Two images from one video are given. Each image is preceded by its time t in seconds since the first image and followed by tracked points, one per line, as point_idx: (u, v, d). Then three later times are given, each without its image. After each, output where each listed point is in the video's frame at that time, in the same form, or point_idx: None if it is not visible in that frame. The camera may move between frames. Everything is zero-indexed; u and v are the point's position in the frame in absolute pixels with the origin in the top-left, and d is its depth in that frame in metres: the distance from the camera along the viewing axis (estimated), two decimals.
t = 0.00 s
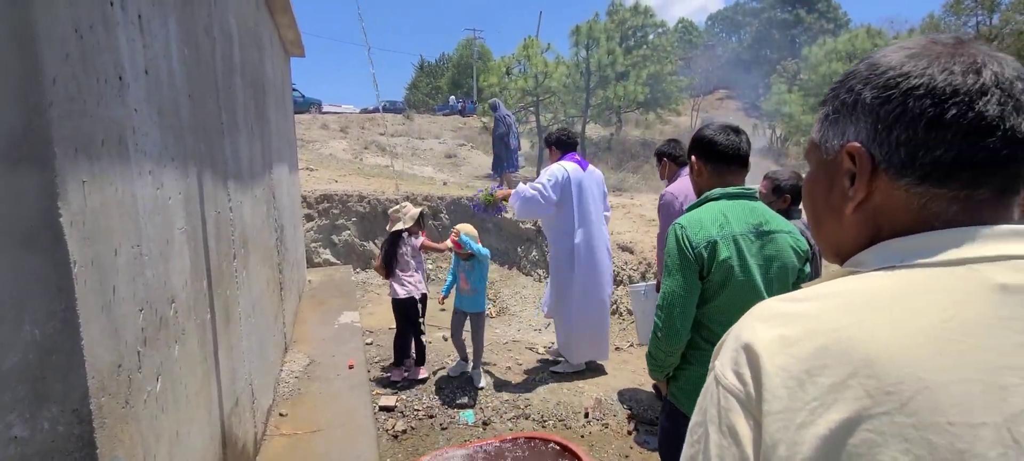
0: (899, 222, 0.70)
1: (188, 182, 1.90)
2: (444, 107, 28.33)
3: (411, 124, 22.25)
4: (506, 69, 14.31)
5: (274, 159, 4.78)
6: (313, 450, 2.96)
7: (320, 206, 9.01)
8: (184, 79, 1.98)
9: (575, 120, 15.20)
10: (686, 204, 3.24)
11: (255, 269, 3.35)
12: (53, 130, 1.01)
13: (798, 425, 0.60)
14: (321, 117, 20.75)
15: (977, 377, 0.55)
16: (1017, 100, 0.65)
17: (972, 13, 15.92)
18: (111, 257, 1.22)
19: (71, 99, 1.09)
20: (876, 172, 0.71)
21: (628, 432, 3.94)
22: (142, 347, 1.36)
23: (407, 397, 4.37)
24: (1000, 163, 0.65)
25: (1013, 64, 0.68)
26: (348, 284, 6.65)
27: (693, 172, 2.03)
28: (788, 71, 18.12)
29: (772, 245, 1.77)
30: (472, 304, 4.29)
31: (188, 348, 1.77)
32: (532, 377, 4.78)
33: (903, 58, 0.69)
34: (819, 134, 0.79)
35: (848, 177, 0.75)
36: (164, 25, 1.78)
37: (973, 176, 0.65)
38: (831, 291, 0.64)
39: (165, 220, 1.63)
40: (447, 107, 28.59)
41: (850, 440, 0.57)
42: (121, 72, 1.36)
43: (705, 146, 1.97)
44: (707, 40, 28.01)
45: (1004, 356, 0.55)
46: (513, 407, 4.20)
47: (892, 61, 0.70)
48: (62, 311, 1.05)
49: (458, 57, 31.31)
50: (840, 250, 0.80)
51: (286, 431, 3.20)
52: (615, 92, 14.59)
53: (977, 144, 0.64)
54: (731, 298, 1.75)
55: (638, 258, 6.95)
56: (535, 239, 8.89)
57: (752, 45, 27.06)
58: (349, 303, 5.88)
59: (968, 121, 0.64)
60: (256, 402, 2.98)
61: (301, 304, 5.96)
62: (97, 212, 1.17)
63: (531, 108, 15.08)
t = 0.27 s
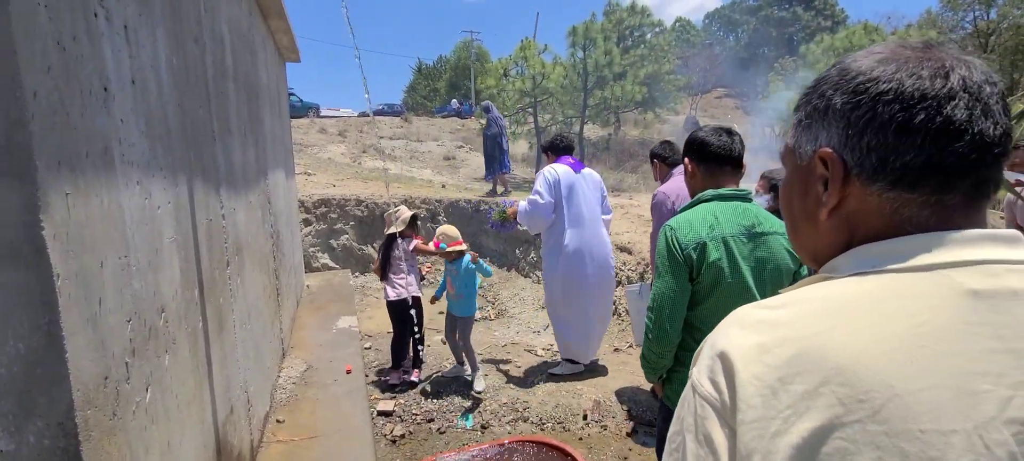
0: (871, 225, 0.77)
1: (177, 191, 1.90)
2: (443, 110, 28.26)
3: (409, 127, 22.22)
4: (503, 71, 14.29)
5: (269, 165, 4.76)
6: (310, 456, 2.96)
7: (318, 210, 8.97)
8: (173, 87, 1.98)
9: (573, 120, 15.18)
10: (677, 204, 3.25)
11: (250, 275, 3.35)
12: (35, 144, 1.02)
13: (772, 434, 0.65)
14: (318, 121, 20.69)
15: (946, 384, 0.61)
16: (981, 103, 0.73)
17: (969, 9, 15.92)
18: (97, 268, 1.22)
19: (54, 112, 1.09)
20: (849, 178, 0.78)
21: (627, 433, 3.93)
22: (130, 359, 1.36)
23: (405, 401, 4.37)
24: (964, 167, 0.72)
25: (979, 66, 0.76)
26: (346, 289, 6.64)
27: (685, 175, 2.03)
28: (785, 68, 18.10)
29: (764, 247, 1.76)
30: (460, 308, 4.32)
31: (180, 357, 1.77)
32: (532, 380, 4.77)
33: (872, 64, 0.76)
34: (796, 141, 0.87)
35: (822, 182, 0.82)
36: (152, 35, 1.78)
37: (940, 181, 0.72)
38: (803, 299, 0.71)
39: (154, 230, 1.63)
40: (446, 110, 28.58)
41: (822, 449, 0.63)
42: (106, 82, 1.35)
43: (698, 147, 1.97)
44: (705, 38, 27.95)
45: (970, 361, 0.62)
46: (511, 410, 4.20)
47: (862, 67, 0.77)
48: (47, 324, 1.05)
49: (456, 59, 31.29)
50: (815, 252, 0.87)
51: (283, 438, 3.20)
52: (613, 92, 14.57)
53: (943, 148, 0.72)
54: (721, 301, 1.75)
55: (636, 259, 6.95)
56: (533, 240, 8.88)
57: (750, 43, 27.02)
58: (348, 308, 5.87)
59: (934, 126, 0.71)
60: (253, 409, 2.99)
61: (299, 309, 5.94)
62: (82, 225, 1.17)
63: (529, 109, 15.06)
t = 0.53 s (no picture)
0: (862, 226, 0.78)
1: (170, 199, 1.89)
2: (440, 112, 28.23)
3: (407, 129, 22.19)
4: (500, 72, 14.29)
5: (265, 170, 4.74)
6: None
7: (316, 214, 8.92)
8: (165, 94, 1.97)
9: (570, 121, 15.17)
10: (671, 202, 3.24)
11: (247, 280, 3.33)
12: (20, 153, 1.00)
13: (765, 439, 0.66)
14: (315, 126, 20.66)
15: (941, 387, 0.63)
16: (971, 101, 0.74)
17: (964, 5, 15.96)
18: (86, 277, 1.21)
19: (39, 120, 1.08)
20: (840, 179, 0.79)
21: (627, 435, 3.92)
22: (122, 368, 1.34)
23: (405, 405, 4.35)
24: (954, 166, 0.73)
25: (969, 63, 0.77)
26: (345, 293, 6.61)
27: (682, 177, 2.03)
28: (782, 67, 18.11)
29: (762, 246, 1.75)
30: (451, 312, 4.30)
31: (175, 365, 1.76)
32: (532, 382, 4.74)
33: (861, 63, 0.77)
34: (787, 141, 0.88)
35: (813, 182, 0.83)
36: (142, 43, 1.77)
37: (931, 180, 0.73)
38: (796, 301, 0.73)
39: (145, 237, 1.62)
40: (445, 113, 28.57)
41: (816, 452, 0.65)
42: (94, 89, 1.34)
43: (692, 150, 1.97)
44: (701, 38, 27.97)
45: (965, 363, 0.63)
46: (511, 413, 4.18)
47: (851, 66, 0.78)
48: (35, 334, 1.03)
49: (453, 62, 31.28)
50: (807, 253, 0.89)
51: (281, 444, 3.18)
52: (610, 92, 14.55)
53: (933, 147, 0.72)
54: (719, 300, 1.74)
55: (635, 260, 6.95)
56: (532, 242, 8.86)
57: (747, 42, 27.06)
58: (346, 312, 5.85)
59: (924, 125, 0.72)
60: (251, 416, 2.97)
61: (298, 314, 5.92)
62: (71, 234, 1.16)
63: (526, 111, 15.05)
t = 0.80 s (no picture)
0: (856, 226, 0.79)
1: (168, 204, 1.88)
2: (439, 114, 28.24)
3: (406, 132, 22.18)
4: (499, 74, 14.32)
5: (264, 173, 4.73)
6: None
7: (315, 217, 8.83)
8: (163, 98, 1.96)
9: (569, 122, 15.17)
10: (663, 201, 3.22)
11: (246, 284, 3.32)
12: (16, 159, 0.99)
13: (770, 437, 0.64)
14: (313, 129, 20.66)
15: (941, 385, 0.63)
16: (963, 101, 0.75)
17: (961, 4, 16.00)
18: (84, 283, 1.20)
19: (36, 125, 1.07)
20: (833, 181, 0.80)
21: (629, 436, 3.90)
22: (121, 374, 1.34)
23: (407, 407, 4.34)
24: (947, 165, 0.74)
25: (961, 65, 0.78)
26: (345, 296, 6.60)
27: (681, 181, 2.04)
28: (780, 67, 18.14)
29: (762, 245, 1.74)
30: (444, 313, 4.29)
31: (175, 370, 1.75)
32: (533, 383, 4.73)
33: (853, 65, 0.79)
34: (783, 142, 0.89)
35: (808, 182, 0.84)
36: (139, 47, 1.76)
37: (923, 179, 0.74)
38: (795, 299, 0.72)
39: (144, 242, 1.61)
40: (444, 116, 28.53)
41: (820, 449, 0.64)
42: (92, 94, 1.33)
43: (688, 152, 1.98)
44: (699, 37, 27.99)
45: (965, 361, 0.64)
46: (512, 415, 4.17)
47: (844, 68, 0.79)
48: (33, 341, 1.02)
49: (451, 64, 31.30)
50: (801, 254, 0.90)
51: (282, 448, 3.17)
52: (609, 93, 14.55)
53: (925, 147, 0.73)
54: (720, 298, 1.73)
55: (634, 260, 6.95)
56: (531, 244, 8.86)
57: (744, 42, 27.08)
58: (346, 315, 5.84)
59: (915, 124, 0.73)
60: (251, 420, 2.97)
61: (297, 317, 5.90)
62: (69, 240, 1.16)
63: (525, 112, 15.06)
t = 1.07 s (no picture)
0: (842, 232, 0.80)
1: (167, 207, 1.88)
2: (437, 116, 28.23)
3: (404, 134, 22.18)
4: (496, 76, 14.39)
5: (262, 176, 4.73)
6: None
7: (314, 219, 8.82)
8: (161, 102, 1.96)
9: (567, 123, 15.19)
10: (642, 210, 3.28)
11: (245, 288, 3.32)
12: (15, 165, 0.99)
13: (766, 447, 0.65)
14: (312, 131, 20.66)
15: (933, 393, 0.64)
16: (946, 107, 0.76)
17: (957, 5, 16.06)
18: (84, 288, 1.20)
19: (35, 130, 1.07)
20: (818, 187, 0.81)
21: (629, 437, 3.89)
22: (121, 379, 1.33)
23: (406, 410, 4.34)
24: (930, 171, 0.75)
25: (943, 72, 0.79)
26: (344, 298, 6.59)
27: (680, 183, 2.04)
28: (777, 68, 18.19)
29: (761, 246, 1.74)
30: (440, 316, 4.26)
31: (174, 374, 1.75)
32: (532, 385, 4.73)
33: (837, 72, 0.80)
34: (772, 147, 0.90)
35: (796, 188, 0.84)
36: (138, 51, 1.76)
37: (908, 186, 0.75)
38: (788, 307, 0.73)
39: (143, 247, 1.61)
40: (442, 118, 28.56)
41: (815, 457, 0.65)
42: (90, 98, 1.33)
43: (688, 156, 1.99)
44: (696, 39, 28.07)
45: (958, 370, 0.65)
46: (512, 417, 4.17)
47: (828, 75, 0.81)
48: (34, 347, 1.02)
49: (449, 66, 31.36)
50: (790, 261, 0.90)
51: (281, 452, 3.17)
52: (607, 95, 14.56)
53: (910, 153, 0.74)
54: (719, 297, 1.75)
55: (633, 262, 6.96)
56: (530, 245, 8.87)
57: (742, 44, 27.16)
58: (345, 317, 5.83)
59: (898, 131, 0.74)
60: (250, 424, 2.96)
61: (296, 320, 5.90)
62: (69, 244, 1.16)
63: (523, 114, 15.09)
